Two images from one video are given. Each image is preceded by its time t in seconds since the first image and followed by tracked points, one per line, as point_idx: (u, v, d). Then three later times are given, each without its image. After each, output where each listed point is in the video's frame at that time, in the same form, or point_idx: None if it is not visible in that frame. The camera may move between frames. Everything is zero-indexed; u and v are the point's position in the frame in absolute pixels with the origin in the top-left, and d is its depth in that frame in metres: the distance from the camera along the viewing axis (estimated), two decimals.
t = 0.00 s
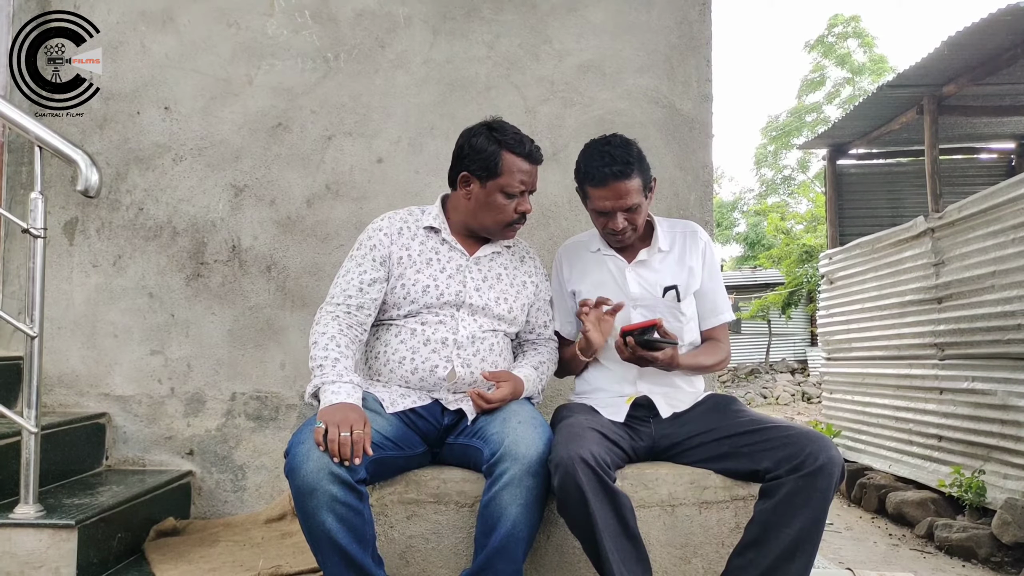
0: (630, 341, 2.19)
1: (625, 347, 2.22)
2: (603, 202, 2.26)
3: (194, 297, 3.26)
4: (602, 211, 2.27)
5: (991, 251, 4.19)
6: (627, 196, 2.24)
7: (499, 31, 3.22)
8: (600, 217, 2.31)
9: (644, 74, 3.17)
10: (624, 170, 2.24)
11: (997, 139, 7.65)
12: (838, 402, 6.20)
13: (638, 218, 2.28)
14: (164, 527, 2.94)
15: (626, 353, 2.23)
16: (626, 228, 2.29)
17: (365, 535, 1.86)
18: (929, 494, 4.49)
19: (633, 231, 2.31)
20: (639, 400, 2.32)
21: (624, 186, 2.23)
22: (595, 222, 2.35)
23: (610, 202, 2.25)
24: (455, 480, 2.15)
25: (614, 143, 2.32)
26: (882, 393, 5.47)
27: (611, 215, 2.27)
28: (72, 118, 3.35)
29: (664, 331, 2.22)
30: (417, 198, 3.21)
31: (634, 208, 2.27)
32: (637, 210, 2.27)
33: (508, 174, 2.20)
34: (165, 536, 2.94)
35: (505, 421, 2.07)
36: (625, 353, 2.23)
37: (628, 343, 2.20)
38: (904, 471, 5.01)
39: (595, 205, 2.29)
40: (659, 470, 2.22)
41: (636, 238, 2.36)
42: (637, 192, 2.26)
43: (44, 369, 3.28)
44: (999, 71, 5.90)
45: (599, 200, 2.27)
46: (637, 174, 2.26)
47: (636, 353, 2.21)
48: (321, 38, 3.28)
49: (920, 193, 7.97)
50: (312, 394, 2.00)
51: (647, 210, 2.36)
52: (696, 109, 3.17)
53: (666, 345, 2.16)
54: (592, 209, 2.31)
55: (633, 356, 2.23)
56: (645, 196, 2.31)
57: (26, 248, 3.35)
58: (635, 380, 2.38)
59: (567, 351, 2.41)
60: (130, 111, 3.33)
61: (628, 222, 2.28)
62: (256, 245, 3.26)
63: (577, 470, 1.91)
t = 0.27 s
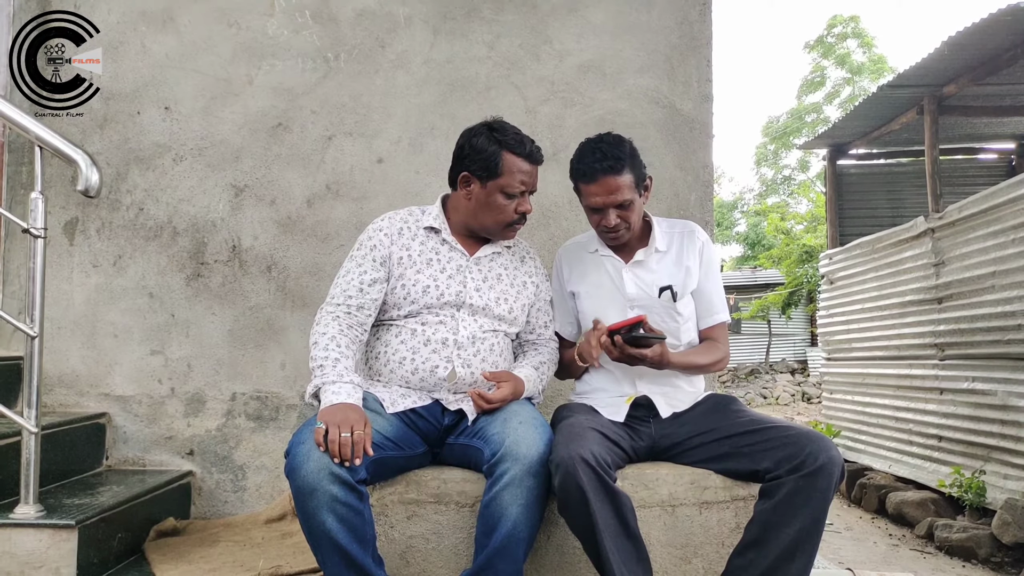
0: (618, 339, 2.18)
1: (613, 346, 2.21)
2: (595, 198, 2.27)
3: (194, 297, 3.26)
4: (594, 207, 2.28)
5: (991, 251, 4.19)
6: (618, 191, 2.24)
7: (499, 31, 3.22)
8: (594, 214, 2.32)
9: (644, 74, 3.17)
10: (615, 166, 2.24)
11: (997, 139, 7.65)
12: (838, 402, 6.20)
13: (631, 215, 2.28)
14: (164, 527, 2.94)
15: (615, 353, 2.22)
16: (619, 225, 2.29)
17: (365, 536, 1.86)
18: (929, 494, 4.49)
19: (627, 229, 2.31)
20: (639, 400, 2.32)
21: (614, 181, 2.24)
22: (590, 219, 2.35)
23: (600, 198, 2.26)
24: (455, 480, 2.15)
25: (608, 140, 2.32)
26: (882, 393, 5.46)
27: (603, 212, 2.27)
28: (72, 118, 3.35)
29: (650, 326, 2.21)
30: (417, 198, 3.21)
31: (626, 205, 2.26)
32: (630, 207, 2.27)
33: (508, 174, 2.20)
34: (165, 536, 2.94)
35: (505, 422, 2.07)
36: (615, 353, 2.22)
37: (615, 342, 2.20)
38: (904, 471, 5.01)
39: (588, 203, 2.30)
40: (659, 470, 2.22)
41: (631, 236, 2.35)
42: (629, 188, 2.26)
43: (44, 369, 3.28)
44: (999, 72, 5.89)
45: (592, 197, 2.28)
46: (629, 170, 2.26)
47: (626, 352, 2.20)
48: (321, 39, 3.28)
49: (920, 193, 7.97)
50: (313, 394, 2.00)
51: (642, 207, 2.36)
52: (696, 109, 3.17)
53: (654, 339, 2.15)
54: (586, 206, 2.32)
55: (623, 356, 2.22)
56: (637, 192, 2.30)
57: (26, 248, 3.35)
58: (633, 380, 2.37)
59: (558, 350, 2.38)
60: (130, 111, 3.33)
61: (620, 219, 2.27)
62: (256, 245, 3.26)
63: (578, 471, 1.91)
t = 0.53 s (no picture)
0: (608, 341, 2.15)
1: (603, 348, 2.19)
2: (583, 192, 2.29)
3: (194, 297, 3.26)
4: (582, 201, 2.31)
5: (991, 250, 4.19)
6: (605, 186, 2.26)
7: (499, 31, 3.22)
8: (584, 209, 2.34)
9: (644, 74, 3.17)
10: (604, 161, 2.26)
11: (997, 139, 7.65)
12: (838, 402, 6.20)
13: (618, 210, 2.29)
14: (164, 527, 2.94)
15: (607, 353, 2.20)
16: (605, 220, 2.30)
17: (365, 535, 1.86)
18: (929, 494, 4.49)
19: (614, 224, 2.31)
20: (638, 400, 2.32)
21: (601, 176, 2.25)
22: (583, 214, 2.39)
23: (586, 190, 2.28)
24: (455, 480, 2.15)
25: (604, 136, 2.33)
26: (882, 392, 5.46)
27: (591, 206, 2.30)
28: (72, 118, 3.35)
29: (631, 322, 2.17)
30: (417, 197, 3.21)
31: (613, 200, 2.28)
32: (617, 202, 2.28)
33: (504, 173, 2.20)
34: (165, 536, 2.94)
35: (506, 421, 2.07)
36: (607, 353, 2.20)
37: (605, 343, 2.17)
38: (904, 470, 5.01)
39: (579, 197, 2.33)
40: (659, 469, 2.22)
41: (621, 233, 2.36)
42: (617, 184, 2.27)
43: (44, 369, 3.28)
44: (999, 71, 5.89)
45: (581, 191, 2.31)
46: (619, 166, 2.27)
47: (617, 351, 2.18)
48: (321, 38, 3.28)
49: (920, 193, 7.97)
50: (312, 394, 2.00)
51: (635, 205, 2.35)
52: (696, 109, 3.17)
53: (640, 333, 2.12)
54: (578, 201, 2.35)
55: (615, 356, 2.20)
56: (628, 189, 2.30)
57: (26, 248, 3.35)
58: (631, 380, 2.37)
59: (555, 349, 2.38)
60: (130, 111, 3.33)
61: (607, 214, 2.29)
62: (256, 245, 3.26)
63: (578, 470, 1.91)
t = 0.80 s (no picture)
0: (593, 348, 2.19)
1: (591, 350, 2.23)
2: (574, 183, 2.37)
3: (194, 298, 3.26)
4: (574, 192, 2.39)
5: (991, 251, 4.19)
6: (588, 176, 2.31)
7: (498, 31, 3.22)
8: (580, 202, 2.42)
9: (644, 74, 3.17)
10: (592, 153, 2.32)
11: (996, 139, 7.65)
12: (838, 402, 6.20)
13: (601, 201, 2.32)
14: (163, 528, 2.94)
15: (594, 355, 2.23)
16: (591, 211, 2.35)
17: (365, 536, 1.86)
18: (929, 495, 4.49)
19: (599, 216, 2.35)
20: (638, 401, 2.32)
21: (585, 166, 2.31)
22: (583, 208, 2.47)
23: (576, 181, 2.34)
24: (455, 480, 2.15)
25: (607, 134, 2.37)
26: (882, 393, 5.46)
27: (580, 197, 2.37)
28: (72, 119, 3.35)
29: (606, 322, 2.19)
30: (417, 198, 3.21)
31: (597, 191, 2.31)
32: (601, 193, 2.31)
33: (499, 173, 2.20)
34: (164, 537, 2.94)
35: (505, 422, 2.07)
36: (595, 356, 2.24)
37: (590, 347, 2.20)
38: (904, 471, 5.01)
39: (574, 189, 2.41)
40: (659, 470, 2.22)
41: (610, 227, 2.38)
42: (602, 176, 2.30)
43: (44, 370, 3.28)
44: (998, 71, 5.90)
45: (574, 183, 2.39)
46: (607, 159, 2.30)
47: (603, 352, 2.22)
48: (321, 39, 3.28)
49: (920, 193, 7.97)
50: (311, 396, 2.00)
51: (627, 201, 2.35)
52: (696, 109, 3.17)
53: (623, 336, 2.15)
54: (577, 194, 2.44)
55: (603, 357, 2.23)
56: (616, 182, 2.31)
57: (25, 249, 3.35)
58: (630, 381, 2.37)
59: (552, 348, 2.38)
60: (130, 112, 3.33)
61: (591, 205, 2.34)
62: (256, 246, 3.26)
63: (578, 471, 1.90)
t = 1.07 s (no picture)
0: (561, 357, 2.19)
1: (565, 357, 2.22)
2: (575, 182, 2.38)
3: (194, 297, 3.26)
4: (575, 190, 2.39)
5: (991, 250, 4.19)
6: (589, 174, 2.31)
7: (498, 31, 3.22)
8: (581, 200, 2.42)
9: (643, 73, 3.17)
10: (593, 151, 2.33)
11: (997, 138, 7.65)
12: (839, 401, 6.20)
13: (602, 199, 2.32)
14: (163, 528, 2.94)
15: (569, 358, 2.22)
16: (592, 209, 2.36)
17: (365, 535, 1.86)
18: (929, 493, 4.49)
19: (600, 213, 2.35)
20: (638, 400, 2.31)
21: (586, 164, 2.32)
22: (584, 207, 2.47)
23: (577, 179, 2.35)
24: (455, 480, 2.14)
25: (609, 133, 2.37)
26: (883, 392, 5.46)
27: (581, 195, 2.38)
28: (72, 119, 3.35)
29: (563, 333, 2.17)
30: (417, 198, 3.21)
31: (598, 189, 2.32)
32: (602, 191, 2.32)
33: (491, 170, 2.20)
34: (165, 537, 2.94)
35: (505, 421, 2.07)
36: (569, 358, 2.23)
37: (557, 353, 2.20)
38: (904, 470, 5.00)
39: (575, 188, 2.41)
40: (659, 469, 2.22)
41: (612, 225, 2.38)
42: (603, 174, 2.30)
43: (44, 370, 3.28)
44: (999, 70, 5.89)
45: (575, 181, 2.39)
46: (608, 157, 2.31)
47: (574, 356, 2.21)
48: (320, 38, 3.28)
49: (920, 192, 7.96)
50: (312, 396, 1.99)
51: (628, 199, 2.35)
52: (696, 108, 3.17)
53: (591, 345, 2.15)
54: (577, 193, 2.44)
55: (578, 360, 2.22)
56: (617, 180, 2.31)
57: (25, 249, 3.35)
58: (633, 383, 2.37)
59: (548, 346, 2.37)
60: (129, 111, 3.33)
61: (592, 203, 2.34)
62: (255, 245, 3.26)
63: (578, 470, 1.90)
